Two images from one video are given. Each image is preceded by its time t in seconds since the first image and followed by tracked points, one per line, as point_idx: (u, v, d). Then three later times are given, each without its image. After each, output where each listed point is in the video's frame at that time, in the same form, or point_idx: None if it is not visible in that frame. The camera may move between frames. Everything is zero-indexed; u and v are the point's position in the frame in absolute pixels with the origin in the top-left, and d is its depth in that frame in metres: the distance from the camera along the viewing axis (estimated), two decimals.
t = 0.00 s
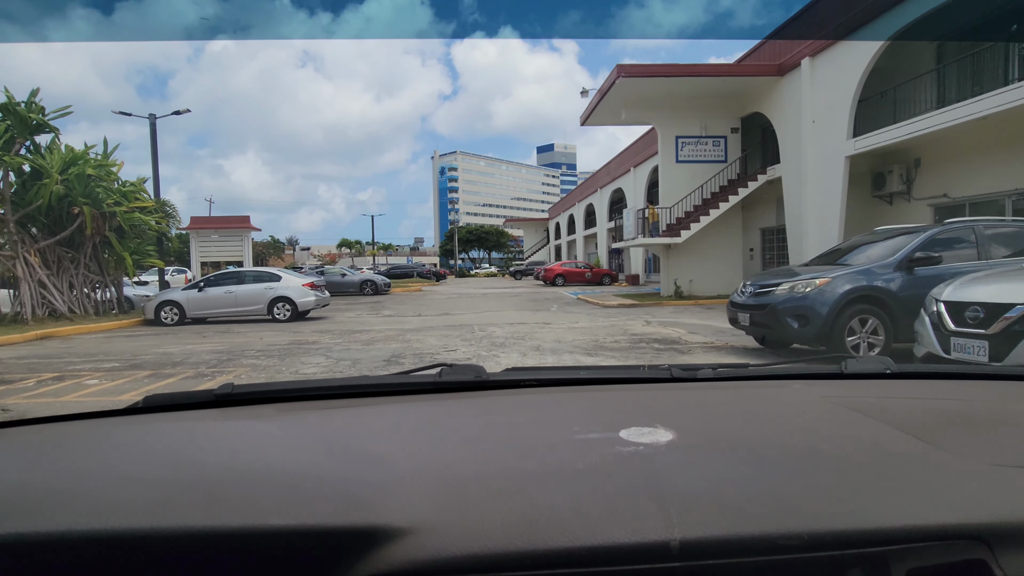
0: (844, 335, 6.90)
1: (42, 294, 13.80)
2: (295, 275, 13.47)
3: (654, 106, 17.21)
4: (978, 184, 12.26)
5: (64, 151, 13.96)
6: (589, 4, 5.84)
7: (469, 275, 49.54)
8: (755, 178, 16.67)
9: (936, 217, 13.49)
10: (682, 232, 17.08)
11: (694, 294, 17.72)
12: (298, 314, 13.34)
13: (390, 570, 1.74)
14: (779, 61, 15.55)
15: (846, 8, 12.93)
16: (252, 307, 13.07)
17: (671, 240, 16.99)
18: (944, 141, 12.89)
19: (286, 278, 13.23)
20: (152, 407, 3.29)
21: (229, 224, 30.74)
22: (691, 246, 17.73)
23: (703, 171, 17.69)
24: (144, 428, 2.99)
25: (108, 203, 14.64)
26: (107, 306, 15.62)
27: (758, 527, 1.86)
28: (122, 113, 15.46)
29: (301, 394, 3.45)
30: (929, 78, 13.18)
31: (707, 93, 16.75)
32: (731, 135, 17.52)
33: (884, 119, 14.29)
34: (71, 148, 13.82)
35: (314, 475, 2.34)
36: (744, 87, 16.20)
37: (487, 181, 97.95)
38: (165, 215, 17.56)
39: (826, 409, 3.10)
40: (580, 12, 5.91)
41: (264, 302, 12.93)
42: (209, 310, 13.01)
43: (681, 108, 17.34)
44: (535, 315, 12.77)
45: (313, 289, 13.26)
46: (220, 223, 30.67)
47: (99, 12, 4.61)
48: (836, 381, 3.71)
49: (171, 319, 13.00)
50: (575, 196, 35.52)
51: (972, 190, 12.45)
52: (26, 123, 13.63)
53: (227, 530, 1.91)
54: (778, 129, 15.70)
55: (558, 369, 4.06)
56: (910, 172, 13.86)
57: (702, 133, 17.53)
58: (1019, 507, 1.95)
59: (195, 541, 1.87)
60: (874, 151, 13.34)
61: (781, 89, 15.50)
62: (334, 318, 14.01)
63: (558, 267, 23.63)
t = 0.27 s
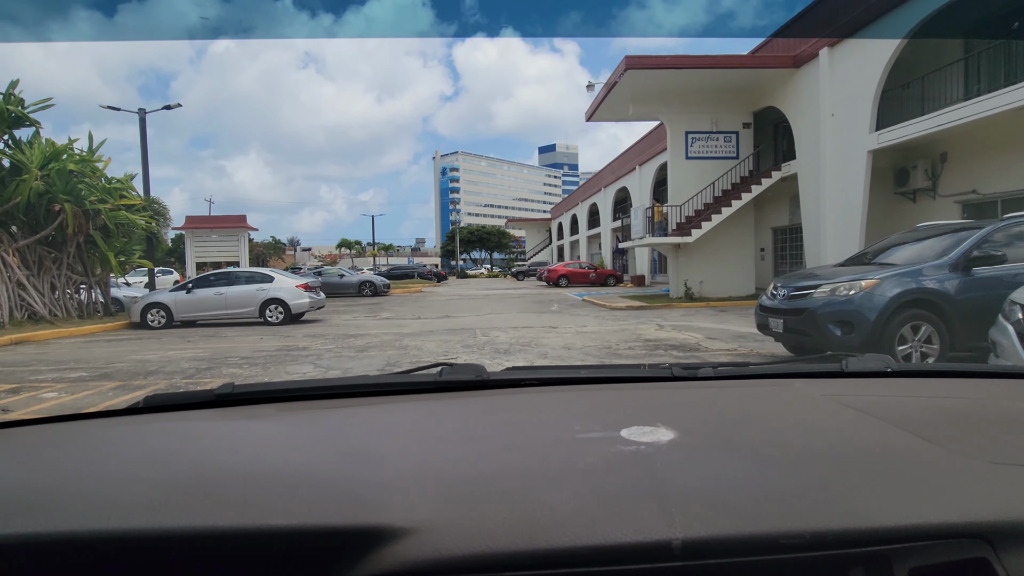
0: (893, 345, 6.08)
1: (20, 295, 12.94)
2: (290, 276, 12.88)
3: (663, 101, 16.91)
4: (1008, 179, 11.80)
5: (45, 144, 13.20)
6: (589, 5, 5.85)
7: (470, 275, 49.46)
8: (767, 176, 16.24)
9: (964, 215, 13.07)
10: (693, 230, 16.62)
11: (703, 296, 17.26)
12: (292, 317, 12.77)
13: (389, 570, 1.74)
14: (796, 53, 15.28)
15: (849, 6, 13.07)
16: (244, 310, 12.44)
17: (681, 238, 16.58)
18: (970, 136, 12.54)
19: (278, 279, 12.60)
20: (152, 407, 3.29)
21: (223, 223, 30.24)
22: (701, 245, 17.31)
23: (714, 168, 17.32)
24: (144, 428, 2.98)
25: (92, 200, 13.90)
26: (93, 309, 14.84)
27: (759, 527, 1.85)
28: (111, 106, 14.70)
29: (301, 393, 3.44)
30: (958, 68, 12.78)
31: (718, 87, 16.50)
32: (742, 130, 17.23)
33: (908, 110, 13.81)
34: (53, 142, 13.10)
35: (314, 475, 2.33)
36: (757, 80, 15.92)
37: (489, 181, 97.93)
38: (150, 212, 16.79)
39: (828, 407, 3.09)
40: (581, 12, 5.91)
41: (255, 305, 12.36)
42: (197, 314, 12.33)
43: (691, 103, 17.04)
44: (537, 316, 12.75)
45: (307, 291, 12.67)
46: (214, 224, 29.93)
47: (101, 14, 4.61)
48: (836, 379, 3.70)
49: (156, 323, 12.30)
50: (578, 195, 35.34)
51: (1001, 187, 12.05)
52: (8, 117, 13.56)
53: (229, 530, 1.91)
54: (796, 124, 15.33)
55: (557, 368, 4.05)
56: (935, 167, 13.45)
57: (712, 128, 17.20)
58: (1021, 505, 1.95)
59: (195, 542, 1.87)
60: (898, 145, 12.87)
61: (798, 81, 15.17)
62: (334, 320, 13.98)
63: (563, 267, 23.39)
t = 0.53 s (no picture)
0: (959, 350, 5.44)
1: None
2: (280, 277, 12.58)
3: (673, 94, 16.29)
4: None
5: (24, 140, 12.92)
6: (590, 6, 5.85)
7: (471, 276, 49.37)
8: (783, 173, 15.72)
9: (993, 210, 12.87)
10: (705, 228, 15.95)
11: (715, 297, 16.66)
12: (286, 320, 12.42)
13: (388, 568, 1.74)
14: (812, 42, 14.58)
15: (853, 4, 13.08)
16: (234, 312, 12.13)
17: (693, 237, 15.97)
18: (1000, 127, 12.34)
19: (270, 281, 12.29)
20: (153, 405, 3.29)
21: (216, 224, 29.12)
22: (712, 244, 16.72)
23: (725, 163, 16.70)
24: (144, 427, 2.99)
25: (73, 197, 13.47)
26: (77, 310, 14.44)
27: (758, 526, 1.86)
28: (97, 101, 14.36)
29: (302, 392, 3.45)
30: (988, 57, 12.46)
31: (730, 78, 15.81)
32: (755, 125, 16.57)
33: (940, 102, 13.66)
34: (29, 136, 12.77)
35: (313, 474, 2.34)
36: (771, 71, 15.29)
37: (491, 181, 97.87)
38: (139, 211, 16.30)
39: (827, 407, 3.09)
40: (582, 13, 5.93)
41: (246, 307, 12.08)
42: (184, 317, 12.03)
43: (702, 95, 16.38)
44: (539, 317, 12.74)
45: (300, 292, 12.35)
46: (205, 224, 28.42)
47: (105, 16, 4.64)
48: (837, 379, 3.69)
49: (142, 326, 11.97)
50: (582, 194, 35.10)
51: None
52: None
53: (228, 529, 1.91)
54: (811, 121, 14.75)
55: (558, 367, 4.05)
56: (964, 160, 13.37)
57: (725, 123, 16.58)
58: (1021, 504, 1.95)
59: (195, 540, 1.87)
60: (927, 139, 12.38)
61: (813, 74, 14.62)
62: (334, 321, 13.96)
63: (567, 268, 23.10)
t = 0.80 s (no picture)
0: None
1: None
2: (271, 277, 12.20)
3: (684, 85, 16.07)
4: None
5: None
6: (592, 6, 5.85)
7: (472, 276, 49.31)
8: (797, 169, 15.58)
9: None
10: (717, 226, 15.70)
11: (726, 297, 16.39)
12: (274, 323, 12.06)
13: (387, 570, 1.74)
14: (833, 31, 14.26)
15: None
16: (222, 314, 11.68)
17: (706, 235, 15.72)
18: None
19: (259, 282, 11.94)
20: (153, 406, 3.30)
21: (212, 222, 28.93)
22: (724, 244, 16.43)
23: (737, 159, 16.51)
24: (144, 427, 2.99)
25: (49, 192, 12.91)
26: (57, 311, 13.96)
27: (757, 526, 1.86)
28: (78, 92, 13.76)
29: (302, 393, 3.45)
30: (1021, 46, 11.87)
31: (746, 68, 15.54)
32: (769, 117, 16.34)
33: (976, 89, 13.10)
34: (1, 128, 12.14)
35: (311, 475, 2.34)
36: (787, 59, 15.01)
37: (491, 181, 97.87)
38: (127, 209, 15.68)
39: (827, 407, 3.09)
40: (582, 14, 5.94)
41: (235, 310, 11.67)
42: (168, 319, 11.53)
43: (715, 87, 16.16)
44: (539, 317, 12.73)
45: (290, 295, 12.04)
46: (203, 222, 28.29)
47: (106, 17, 4.63)
48: (836, 379, 3.70)
49: (124, 330, 11.42)
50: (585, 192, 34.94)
51: None
52: None
53: (228, 529, 1.92)
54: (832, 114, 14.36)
55: (558, 368, 4.05)
56: (997, 153, 12.92)
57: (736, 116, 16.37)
58: (1020, 505, 1.95)
59: (193, 541, 1.87)
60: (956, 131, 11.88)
61: (835, 62, 14.21)
62: (334, 321, 13.95)
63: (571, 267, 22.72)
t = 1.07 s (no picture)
0: None
1: None
2: (259, 276, 11.48)
3: (695, 75, 15.52)
4: None
5: None
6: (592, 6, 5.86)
7: (472, 274, 49.19)
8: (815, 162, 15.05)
9: None
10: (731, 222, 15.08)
11: (738, 297, 15.73)
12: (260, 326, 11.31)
13: (387, 569, 1.74)
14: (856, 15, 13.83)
15: None
16: (207, 315, 10.94)
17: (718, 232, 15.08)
18: None
19: (247, 280, 11.22)
20: (152, 405, 3.29)
21: (206, 218, 28.54)
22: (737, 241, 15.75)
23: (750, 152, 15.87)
24: (143, 427, 2.99)
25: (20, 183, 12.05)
26: (34, 313, 12.99)
27: (758, 527, 1.86)
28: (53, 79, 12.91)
29: (301, 393, 3.45)
30: None
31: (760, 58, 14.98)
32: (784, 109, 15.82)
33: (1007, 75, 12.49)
34: None
35: (311, 475, 2.34)
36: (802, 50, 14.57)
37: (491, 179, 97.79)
38: (110, 204, 14.62)
39: (827, 409, 3.09)
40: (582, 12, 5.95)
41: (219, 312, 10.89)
42: (150, 321, 10.75)
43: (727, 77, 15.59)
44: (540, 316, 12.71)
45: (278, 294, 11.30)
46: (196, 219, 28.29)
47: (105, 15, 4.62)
48: (837, 381, 3.70)
49: (103, 332, 10.62)
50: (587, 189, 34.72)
51: None
52: None
53: (229, 529, 1.91)
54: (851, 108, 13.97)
55: (558, 368, 4.04)
56: None
57: (749, 108, 15.76)
58: (1021, 507, 1.95)
59: (193, 540, 1.87)
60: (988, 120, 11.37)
61: (858, 51, 13.72)
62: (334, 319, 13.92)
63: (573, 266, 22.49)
